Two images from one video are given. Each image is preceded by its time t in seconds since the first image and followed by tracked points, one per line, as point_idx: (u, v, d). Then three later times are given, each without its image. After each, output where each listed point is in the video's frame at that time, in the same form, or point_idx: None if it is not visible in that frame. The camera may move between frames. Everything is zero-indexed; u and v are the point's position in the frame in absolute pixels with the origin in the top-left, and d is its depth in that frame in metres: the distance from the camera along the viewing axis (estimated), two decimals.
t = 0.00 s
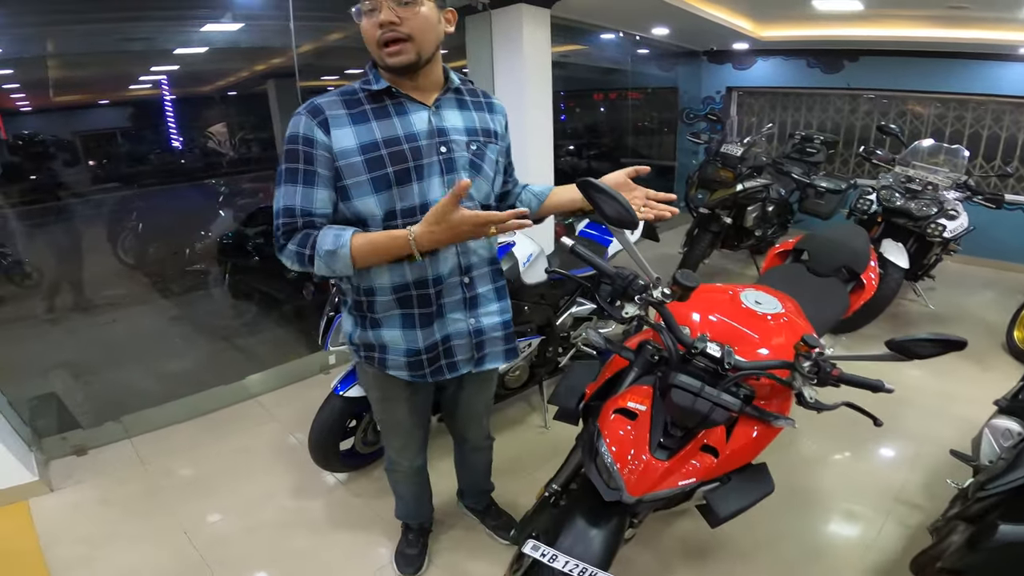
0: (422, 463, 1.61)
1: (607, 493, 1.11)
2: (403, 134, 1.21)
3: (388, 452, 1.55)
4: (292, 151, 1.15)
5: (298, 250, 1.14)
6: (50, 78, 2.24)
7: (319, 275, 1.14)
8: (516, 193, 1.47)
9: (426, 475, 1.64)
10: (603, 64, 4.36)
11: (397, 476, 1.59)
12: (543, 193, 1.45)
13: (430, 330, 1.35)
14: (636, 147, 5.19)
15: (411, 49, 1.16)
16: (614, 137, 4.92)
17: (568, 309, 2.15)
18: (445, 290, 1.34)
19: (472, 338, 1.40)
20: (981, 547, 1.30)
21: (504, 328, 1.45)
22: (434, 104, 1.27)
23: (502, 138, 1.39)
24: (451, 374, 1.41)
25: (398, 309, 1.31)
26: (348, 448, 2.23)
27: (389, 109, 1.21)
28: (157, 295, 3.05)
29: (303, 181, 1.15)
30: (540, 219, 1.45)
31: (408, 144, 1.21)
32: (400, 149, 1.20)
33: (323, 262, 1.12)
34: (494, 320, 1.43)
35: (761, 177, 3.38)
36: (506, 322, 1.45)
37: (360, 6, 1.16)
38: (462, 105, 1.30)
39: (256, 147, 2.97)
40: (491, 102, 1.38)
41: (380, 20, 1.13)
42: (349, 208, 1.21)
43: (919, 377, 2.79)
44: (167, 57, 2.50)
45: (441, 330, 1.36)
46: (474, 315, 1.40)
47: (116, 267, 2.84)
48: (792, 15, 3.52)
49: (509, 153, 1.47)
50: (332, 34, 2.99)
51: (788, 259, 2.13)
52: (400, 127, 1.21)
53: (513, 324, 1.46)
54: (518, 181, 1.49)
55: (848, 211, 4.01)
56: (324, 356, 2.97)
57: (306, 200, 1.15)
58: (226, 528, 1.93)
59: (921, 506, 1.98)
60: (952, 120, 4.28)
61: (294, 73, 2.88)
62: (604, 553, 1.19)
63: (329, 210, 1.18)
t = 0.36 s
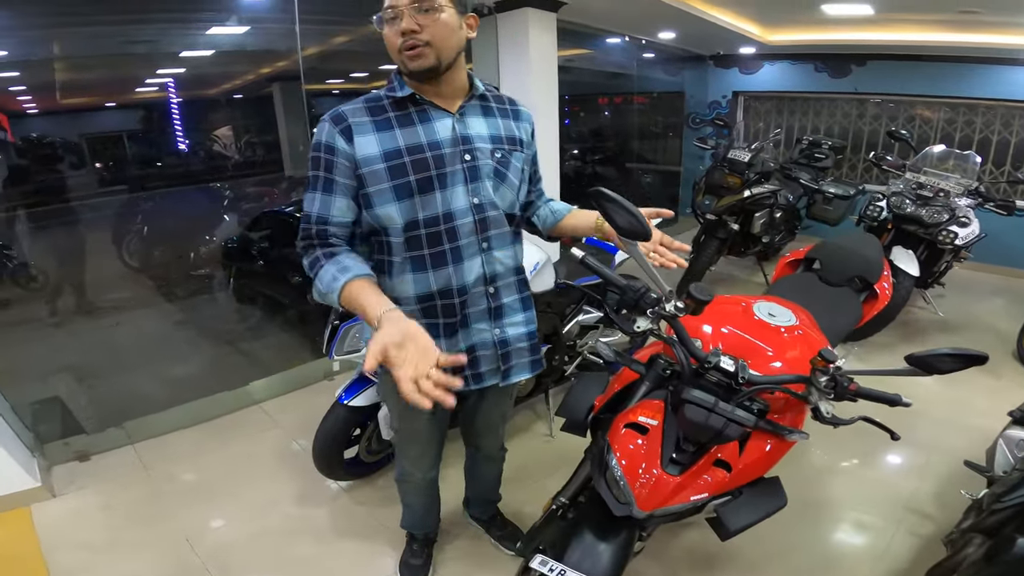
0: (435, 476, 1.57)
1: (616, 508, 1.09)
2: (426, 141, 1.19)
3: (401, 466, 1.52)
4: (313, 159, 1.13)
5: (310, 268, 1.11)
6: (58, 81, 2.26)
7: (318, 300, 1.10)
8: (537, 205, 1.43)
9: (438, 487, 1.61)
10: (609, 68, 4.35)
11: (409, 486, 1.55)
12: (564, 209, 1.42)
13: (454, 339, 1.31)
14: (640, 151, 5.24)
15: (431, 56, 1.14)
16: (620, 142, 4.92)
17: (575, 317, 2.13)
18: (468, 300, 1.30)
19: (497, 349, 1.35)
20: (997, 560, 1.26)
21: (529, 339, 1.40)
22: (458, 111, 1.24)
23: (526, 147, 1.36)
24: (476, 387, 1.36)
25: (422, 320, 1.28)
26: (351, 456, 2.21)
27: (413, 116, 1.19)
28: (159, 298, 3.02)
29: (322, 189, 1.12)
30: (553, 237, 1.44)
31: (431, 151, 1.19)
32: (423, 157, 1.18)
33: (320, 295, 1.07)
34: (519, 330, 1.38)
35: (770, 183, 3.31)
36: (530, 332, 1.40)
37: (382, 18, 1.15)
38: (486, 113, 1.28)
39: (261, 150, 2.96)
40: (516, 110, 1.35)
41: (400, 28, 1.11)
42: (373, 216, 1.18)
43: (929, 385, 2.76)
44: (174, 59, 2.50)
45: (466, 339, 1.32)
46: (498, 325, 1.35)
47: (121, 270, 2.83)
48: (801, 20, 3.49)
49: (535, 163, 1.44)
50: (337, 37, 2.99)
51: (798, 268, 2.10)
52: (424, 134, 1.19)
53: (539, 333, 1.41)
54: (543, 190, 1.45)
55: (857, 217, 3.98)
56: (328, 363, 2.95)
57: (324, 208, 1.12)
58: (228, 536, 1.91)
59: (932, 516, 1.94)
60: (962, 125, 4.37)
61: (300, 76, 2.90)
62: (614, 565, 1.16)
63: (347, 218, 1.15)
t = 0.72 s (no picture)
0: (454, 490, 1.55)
1: (628, 509, 1.12)
2: (465, 154, 1.20)
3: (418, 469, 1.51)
4: (357, 169, 1.13)
5: (354, 277, 1.15)
6: (64, 84, 2.33)
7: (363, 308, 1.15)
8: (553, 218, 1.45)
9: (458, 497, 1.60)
10: (612, 73, 4.38)
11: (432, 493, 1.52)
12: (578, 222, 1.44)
13: (486, 344, 1.34)
14: (643, 155, 5.22)
15: (473, 73, 1.14)
16: (623, 146, 4.98)
17: (581, 321, 2.15)
18: (500, 308, 1.32)
19: (524, 353, 1.38)
20: (1001, 559, 1.29)
21: (555, 343, 1.43)
22: (493, 126, 1.26)
23: (553, 160, 1.39)
24: (503, 388, 1.40)
25: (457, 325, 1.30)
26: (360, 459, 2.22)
27: (452, 130, 1.20)
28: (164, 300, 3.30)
29: (367, 198, 1.14)
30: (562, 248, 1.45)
31: (469, 164, 1.20)
32: (462, 170, 1.19)
33: (366, 306, 1.12)
34: (546, 335, 1.41)
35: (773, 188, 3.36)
36: (555, 337, 1.44)
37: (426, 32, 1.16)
38: (518, 127, 1.30)
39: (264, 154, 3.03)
40: (544, 124, 1.37)
41: (445, 45, 1.12)
42: (412, 227, 1.19)
43: (932, 388, 2.77)
44: (180, 63, 2.56)
45: (496, 344, 1.35)
46: (526, 330, 1.38)
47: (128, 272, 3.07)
48: (805, 24, 3.51)
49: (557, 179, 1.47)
50: (341, 42, 3.00)
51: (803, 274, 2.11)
52: (462, 148, 1.20)
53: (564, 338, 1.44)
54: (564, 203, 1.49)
55: (858, 221, 4.00)
56: (336, 366, 2.98)
57: (367, 217, 1.14)
58: (239, 538, 1.94)
59: (935, 517, 1.96)
60: (964, 129, 4.27)
61: (307, 80, 2.94)
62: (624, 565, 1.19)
63: (388, 227, 1.16)
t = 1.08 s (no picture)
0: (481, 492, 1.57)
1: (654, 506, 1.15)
2: (506, 160, 1.23)
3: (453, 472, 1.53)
4: (408, 173, 1.16)
5: (415, 274, 1.17)
6: (74, 86, 2.37)
7: (433, 302, 1.17)
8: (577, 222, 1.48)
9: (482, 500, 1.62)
10: (619, 77, 4.41)
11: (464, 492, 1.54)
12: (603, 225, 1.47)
13: (526, 342, 1.35)
14: (645, 158, 5.29)
15: (509, 83, 1.18)
16: (626, 149, 5.08)
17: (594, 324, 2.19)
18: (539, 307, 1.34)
19: (559, 351, 1.39)
20: (1017, 554, 1.33)
21: (586, 340, 1.44)
22: (530, 133, 1.29)
23: (582, 167, 1.42)
24: (536, 384, 1.39)
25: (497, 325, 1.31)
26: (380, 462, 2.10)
27: (493, 137, 1.23)
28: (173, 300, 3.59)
29: (419, 201, 1.16)
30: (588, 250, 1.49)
31: (511, 170, 1.23)
32: (504, 175, 1.22)
33: (439, 294, 1.15)
34: (579, 333, 1.43)
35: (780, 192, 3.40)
36: (588, 335, 1.45)
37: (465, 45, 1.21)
38: (552, 136, 1.33)
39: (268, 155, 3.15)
40: (574, 133, 1.40)
41: (483, 57, 1.16)
42: (457, 230, 1.23)
43: (940, 391, 2.80)
44: (193, 65, 2.65)
45: (534, 342, 1.36)
46: (562, 329, 1.39)
47: (135, 273, 3.43)
48: (813, 30, 3.54)
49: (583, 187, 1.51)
50: (351, 45, 3.05)
51: (816, 279, 2.14)
52: (503, 154, 1.23)
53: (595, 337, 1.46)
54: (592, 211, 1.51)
55: (864, 226, 4.03)
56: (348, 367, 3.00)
57: (421, 220, 1.17)
58: (258, 539, 1.96)
59: (945, 517, 1.99)
60: (968, 133, 4.29)
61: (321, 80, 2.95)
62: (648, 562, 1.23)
63: (439, 229, 1.19)
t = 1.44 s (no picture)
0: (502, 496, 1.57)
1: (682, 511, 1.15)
2: (537, 168, 1.23)
3: (474, 479, 1.53)
4: (443, 180, 1.16)
5: (447, 280, 1.15)
6: (87, 89, 2.42)
7: (462, 307, 1.16)
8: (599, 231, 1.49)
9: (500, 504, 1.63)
10: (626, 82, 4.44)
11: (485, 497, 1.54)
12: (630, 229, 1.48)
13: (556, 346, 1.34)
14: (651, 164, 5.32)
15: (539, 90, 1.19)
16: (631, 157, 5.30)
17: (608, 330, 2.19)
18: (568, 313, 1.33)
19: (588, 356, 1.40)
20: None
21: (615, 345, 1.46)
22: (559, 140, 1.30)
23: (607, 174, 1.43)
24: (567, 392, 1.39)
25: (529, 329, 1.31)
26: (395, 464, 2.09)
27: (524, 145, 1.23)
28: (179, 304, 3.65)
29: (454, 210, 1.16)
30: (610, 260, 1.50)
31: (543, 177, 1.23)
32: (537, 182, 1.22)
33: (469, 299, 1.14)
34: (608, 338, 1.44)
35: (790, 199, 3.40)
36: (615, 340, 1.46)
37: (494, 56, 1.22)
38: (580, 143, 1.33)
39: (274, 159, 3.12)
40: (599, 141, 1.41)
41: (512, 66, 1.17)
42: (490, 236, 1.23)
43: (953, 396, 2.79)
44: (204, 70, 2.68)
45: (563, 347, 1.36)
46: (590, 333, 1.40)
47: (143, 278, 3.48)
48: (821, 36, 3.55)
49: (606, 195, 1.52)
50: (362, 50, 3.06)
51: (832, 285, 2.14)
52: (535, 161, 1.23)
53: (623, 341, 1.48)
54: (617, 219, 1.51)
55: (873, 232, 4.03)
56: (360, 373, 3.01)
57: (454, 228, 1.17)
58: (272, 543, 1.96)
59: (962, 520, 1.98)
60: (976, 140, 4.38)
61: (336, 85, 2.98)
62: (672, 567, 1.23)
63: (471, 236, 1.19)
